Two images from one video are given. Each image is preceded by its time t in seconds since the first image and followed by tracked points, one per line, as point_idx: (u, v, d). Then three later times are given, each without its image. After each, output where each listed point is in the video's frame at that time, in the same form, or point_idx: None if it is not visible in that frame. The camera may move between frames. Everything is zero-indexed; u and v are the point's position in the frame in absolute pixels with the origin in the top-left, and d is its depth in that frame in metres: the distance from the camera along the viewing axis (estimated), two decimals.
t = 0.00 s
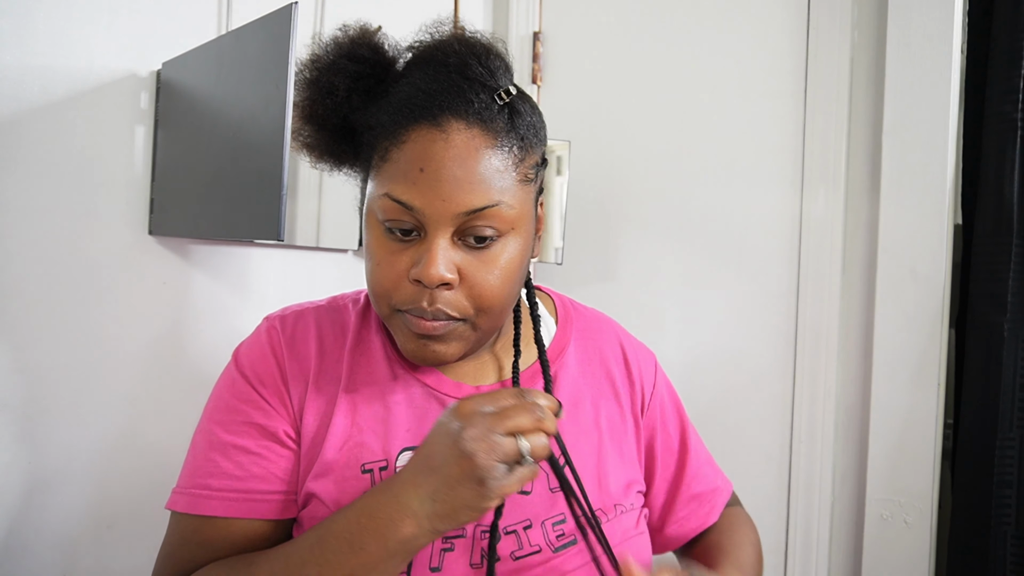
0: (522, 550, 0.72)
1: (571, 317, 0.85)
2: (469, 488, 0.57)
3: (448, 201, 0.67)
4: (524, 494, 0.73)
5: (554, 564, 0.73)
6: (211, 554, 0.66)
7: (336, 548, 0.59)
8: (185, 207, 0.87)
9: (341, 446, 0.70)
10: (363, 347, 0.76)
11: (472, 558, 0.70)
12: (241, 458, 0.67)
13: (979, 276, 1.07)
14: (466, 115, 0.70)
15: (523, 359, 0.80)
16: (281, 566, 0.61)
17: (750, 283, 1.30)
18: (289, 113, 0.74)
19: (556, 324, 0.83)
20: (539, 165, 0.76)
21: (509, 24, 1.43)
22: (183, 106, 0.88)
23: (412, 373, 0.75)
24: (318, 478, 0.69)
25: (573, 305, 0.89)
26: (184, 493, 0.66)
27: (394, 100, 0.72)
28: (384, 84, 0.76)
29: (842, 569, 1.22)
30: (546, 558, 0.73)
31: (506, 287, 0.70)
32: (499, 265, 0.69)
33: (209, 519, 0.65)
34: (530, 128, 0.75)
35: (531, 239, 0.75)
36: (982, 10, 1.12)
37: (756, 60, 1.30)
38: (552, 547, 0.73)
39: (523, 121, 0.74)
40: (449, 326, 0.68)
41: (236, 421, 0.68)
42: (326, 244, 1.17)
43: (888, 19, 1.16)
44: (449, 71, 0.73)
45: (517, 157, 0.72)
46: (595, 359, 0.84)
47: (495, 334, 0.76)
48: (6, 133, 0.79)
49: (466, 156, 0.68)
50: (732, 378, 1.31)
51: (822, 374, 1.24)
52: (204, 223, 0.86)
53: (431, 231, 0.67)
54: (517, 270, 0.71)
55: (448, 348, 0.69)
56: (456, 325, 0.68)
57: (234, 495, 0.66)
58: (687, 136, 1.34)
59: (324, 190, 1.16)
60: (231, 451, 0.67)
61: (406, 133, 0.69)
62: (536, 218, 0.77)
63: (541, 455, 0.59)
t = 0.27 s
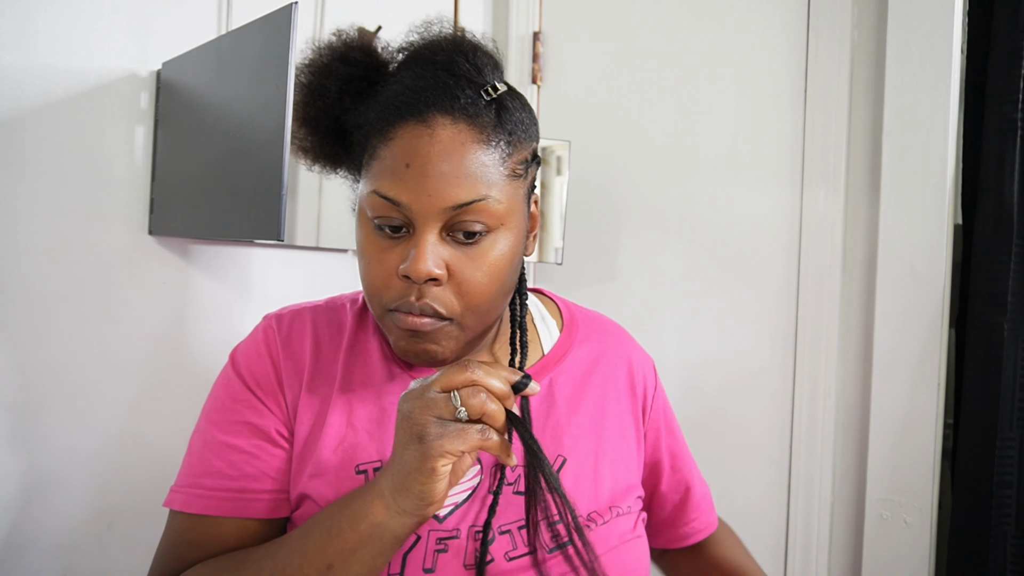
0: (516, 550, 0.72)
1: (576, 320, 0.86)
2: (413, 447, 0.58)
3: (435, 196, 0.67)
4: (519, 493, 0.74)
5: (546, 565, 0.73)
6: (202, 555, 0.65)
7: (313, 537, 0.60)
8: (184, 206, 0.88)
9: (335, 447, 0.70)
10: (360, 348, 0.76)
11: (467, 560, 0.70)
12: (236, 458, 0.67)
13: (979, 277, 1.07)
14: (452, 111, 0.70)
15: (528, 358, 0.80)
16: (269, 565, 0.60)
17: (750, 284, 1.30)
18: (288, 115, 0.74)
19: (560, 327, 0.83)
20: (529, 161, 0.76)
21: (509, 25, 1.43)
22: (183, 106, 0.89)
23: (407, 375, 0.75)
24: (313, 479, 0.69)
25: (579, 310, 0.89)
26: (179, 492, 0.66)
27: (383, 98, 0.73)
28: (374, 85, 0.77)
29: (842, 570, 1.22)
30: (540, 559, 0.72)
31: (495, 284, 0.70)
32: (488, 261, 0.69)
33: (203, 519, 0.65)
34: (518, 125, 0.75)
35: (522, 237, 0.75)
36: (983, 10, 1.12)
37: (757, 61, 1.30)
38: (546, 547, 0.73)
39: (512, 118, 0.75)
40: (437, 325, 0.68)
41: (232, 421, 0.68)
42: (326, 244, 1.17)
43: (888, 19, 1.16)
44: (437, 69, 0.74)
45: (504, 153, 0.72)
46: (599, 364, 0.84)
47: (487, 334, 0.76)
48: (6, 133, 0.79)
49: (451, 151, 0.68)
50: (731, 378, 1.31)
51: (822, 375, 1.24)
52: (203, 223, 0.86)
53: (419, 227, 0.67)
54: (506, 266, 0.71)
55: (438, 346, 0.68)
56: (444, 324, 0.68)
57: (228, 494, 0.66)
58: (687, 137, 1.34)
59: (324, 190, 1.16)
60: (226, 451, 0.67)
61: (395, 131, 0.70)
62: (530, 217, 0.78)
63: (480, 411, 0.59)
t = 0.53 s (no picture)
0: (527, 542, 0.72)
1: (569, 316, 0.85)
2: (438, 433, 0.61)
3: (461, 189, 0.67)
4: (528, 486, 0.75)
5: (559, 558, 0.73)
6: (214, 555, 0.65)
7: (339, 528, 0.62)
8: (186, 206, 0.87)
9: (345, 445, 0.70)
10: (367, 346, 0.76)
11: (481, 553, 0.69)
12: (242, 456, 0.67)
13: (979, 277, 1.07)
14: (479, 107, 0.70)
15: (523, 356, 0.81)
16: (292, 561, 0.61)
17: (750, 283, 1.30)
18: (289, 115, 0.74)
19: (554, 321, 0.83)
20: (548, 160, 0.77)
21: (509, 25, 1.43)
22: (184, 106, 0.88)
23: (415, 372, 0.74)
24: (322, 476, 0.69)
25: (572, 305, 0.89)
26: (183, 492, 0.65)
27: (406, 93, 0.73)
28: (396, 82, 0.77)
29: (842, 569, 1.22)
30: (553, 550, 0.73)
31: (516, 278, 0.71)
32: (511, 255, 0.70)
33: (209, 517, 0.65)
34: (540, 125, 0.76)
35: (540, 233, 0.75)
36: (982, 10, 1.12)
37: (756, 61, 1.30)
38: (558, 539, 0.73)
39: (534, 118, 0.75)
40: (461, 321, 0.68)
41: (238, 421, 0.68)
42: (326, 244, 1.17)
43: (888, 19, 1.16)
44: (462, 66, 0.74)
45: (528, 151, 0.72)
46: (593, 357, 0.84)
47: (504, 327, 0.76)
48: (5, 134, 0.79)
49: (479, 146, 0.69)
50: (731, 377, 1.31)
51: (822, 374, 1.24)
52: (205, 223, 0.85)
53: (445, 220, 0.68)
54: (527, 262, 0.72)
55: (459, 344, 0.69)
56: (467, 319, 0.69)
57: (234, 492, 0.66)
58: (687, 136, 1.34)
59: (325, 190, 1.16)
60: (231, 450, 0.67)
61: (420, 124, 0.70)
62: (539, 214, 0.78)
63: (506, 404, 0.62)
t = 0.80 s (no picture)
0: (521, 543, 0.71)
1: (568, 317, 0.86)
2: (463, 486, 0.60)
3: (454, 186, 0.68)
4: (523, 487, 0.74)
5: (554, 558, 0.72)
6: (210, 557, 0.65)
7: (342, 550, 0.61)
8: (185, 207, 0.87)
9: (339, 446, 0.70)
10: (362, 347, 0.76)
11: (474, 553, 0.70)
12: (237, 458, 0.67)
13: (979, 277, 1.07)
14: (473, 106, 0.71)
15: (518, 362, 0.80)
16: (289, 565, 0.62)
17: (750, 283, 1.30)
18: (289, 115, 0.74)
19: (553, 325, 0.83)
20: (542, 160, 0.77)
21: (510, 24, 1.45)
22: (183, 106, 0.88)
23: (410, 374, 0.74)
24: (316, 478, 0.69)
25: (571, 309, 0.89)
26: (179, 493, 0.66)
27: (401, 93, 0.74)
28: (392, 82, 0.78)
29: (842, 569, 1.22)
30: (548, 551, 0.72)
31: (510, 275, 0.71)
32: (504, 252, 0.70)
33: (204, 519, 0.65)
34: (534, 126, 0.76)
35: (533, 233, 0.75)
36: (982, 10, 1.12)
37: (756, 61, 1.30)
38: (552, 539, 0.73)
39: (527, 118, 0.76)
40: (453, 315, 0.67)
41: (233, 422, 0.69)
42: (326, 244, 1.17)
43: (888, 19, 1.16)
44: (457, 67, 0.74)
45: (521, 150, 0.73)
46: (592, 361, 0.84)
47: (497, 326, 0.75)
48: (6, 134, 0.79)
49: (473, 143, 0.69)
50: (731, 378, 1.31)
51: (822, 375, 1.23)
52: (204, 223, 0.86)
53: (438, 216, 0.68)
54: (520, 259, 0.72)
55: (452, 337, 0.68)
56: (460, 314, 0.68)
57: (229, 495, 0.66)
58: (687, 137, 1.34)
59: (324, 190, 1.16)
60: (226, 451, 0.68)
61: (414, 123, 0.71)
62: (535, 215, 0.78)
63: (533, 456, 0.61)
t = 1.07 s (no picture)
0: (519, 543, 0.71)
1: (570, 318, 0.85)
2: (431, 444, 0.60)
3: (438, 176, 0.69)
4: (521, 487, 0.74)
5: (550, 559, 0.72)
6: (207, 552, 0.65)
7: (334, 528, 0.62)
8: (185, 206, 0.88)
9: (338, 444, 0.70)
10: (362, 345, 0.76)
11: (472, 552, 0.70)
12: (236, 454, 0.67)
13: (979, 276, 1.07)
14: (457, 98, 0.72)
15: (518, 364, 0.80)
16: (286, 560, 0.62)
17: (750, 283, 1.30)
18: (289, 115, 0.74)
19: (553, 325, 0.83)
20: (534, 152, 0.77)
21: (509, 24, 1.44)
22: (183, 106, 0.89)
23: (409, 373, 0.74)
24: (314, 475, 0.69)
25: (573, 308, 0.89)
26: (177, 488, 0.66)
27: (389, 90, 0.75)
28: (383, 81, 0.79)
29: (841, 569, 1.22)
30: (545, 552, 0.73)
31: (499, 266, 0.71)
32: (491, 242, 0.70)
33: (202, 513, 0.65)
34: (522, 118, 0.77)
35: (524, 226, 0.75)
36: (982, 10, 1.12)
37: (756, 61, 1.30)
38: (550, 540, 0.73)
39: (515, 110, 0.76)
40: (442, 305, 0.68)
41: (232, 419, 0.69)
42: (326, 244, 1.17)
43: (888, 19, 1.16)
44: (443, 62, 0.75)
45: (506, 140, 0.73)
46: (593, 362, 0.83)
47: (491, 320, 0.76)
48: (6, 133, 0.79)
49: (456, 133, 0.70)
50: (731, 377, 1.31)
51: (822, 374, 1.23)
52: (204, 223, 0.86)
53: (423, 207, 0.69)
54: (510, 250, 0.72)
55: (442, 329, 0.68)
56: (449, 305, 0.68)
57: (228, 490, 0.66)
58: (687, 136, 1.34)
59: (324, 190, 1.16)
60: (225, 447, 0.68)
61: (400, 118, 0.72)
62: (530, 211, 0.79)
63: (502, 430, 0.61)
